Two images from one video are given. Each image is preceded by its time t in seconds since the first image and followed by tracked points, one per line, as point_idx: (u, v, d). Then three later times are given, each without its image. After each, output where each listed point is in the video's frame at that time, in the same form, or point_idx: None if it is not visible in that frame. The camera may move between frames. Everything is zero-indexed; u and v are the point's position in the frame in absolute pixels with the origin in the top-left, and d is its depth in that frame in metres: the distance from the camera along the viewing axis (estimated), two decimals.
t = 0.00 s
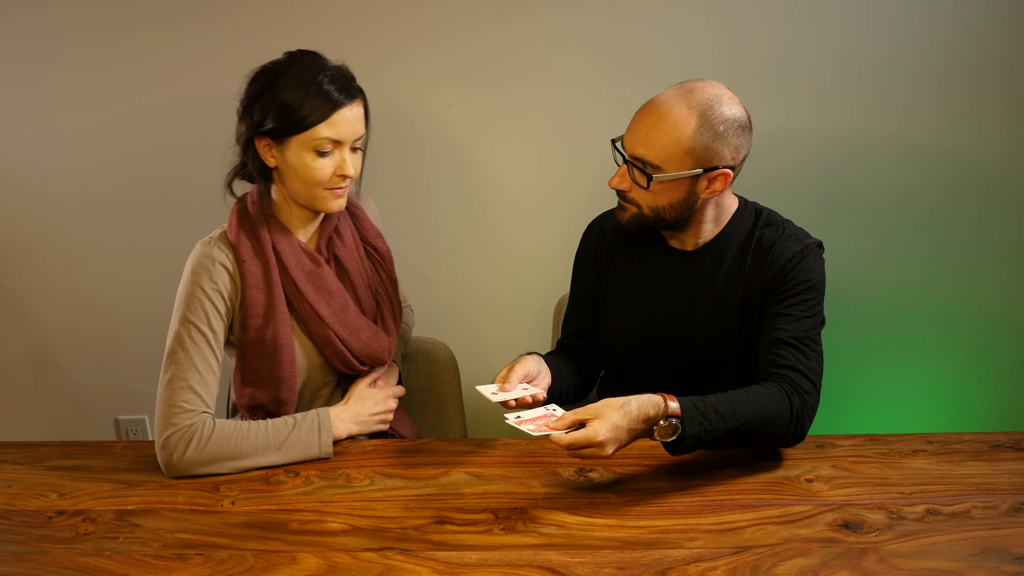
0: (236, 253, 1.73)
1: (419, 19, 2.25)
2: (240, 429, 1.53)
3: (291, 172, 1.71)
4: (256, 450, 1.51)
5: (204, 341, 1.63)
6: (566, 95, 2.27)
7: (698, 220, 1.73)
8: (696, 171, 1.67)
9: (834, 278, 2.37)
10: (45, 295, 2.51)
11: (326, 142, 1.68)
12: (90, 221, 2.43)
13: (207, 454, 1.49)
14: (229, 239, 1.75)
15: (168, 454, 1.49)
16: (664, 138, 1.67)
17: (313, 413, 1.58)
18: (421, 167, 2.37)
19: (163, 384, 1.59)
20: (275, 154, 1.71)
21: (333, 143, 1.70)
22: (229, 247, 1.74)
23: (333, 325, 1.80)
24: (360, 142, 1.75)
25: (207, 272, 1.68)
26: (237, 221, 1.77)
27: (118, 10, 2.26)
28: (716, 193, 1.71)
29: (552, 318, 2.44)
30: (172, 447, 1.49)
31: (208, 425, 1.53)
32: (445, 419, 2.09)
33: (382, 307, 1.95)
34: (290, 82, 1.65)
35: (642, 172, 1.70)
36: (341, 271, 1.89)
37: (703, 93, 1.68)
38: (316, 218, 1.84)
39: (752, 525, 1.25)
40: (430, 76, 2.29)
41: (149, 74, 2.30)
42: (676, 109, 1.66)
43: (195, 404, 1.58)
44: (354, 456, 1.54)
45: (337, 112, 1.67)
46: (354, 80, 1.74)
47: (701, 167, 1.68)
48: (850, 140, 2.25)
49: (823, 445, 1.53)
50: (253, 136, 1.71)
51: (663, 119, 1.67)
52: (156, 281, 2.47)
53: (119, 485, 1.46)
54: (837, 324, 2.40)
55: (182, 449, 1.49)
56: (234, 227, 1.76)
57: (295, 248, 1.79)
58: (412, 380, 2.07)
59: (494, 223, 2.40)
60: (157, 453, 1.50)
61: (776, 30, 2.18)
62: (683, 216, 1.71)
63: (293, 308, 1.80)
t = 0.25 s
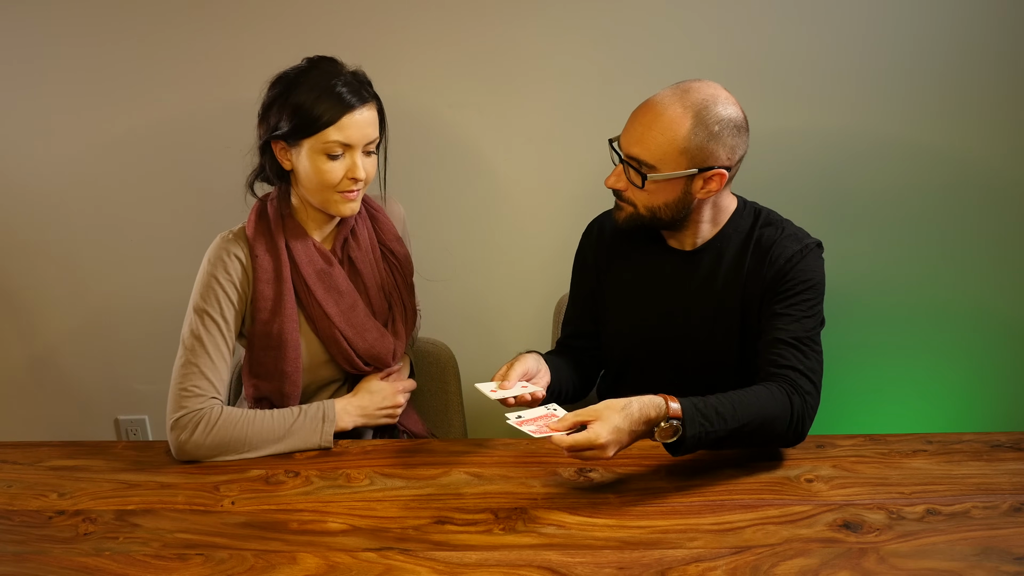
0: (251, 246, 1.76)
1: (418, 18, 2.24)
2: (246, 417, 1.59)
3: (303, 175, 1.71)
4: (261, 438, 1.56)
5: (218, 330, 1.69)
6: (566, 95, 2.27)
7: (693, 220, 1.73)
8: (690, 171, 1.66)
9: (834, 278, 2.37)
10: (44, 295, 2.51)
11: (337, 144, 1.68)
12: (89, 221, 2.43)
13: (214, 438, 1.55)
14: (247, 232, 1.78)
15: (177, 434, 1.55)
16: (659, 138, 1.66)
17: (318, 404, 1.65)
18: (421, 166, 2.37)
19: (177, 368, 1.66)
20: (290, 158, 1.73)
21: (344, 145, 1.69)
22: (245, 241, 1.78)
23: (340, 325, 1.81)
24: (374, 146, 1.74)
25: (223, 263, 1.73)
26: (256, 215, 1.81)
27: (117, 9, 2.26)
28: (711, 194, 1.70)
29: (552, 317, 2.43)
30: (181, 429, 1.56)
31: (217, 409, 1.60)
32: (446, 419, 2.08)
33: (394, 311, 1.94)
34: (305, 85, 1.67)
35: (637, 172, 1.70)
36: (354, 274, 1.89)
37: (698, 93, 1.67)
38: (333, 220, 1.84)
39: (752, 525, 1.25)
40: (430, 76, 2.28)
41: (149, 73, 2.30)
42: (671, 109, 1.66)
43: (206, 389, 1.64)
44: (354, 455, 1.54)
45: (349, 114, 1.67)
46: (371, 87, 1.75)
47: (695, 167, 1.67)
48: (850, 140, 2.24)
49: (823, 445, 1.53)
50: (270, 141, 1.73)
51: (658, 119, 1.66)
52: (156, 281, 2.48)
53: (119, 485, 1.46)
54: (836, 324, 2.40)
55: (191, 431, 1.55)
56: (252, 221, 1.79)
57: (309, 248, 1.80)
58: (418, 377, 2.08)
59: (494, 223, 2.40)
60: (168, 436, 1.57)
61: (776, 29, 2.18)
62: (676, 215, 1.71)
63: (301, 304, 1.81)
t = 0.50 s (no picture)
0: (256, 245, 1.77)
1: (418, 19, 2.24)
2: (246, 412, 1.60)
3: (305, 175, 1.71)
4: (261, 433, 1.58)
5: (220, 328, 1.69)
6: (566, 96, 2.27)
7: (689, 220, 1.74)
8: (686, 171, 1.66)
9: (834, 278, 2.37)
10: (45, 295, 2.51)
11: (337, 143, 1.68)
12: (89, 222, 2.43)
13: (214, 435, 1.56)
14: (252, 232, 1.79)
15: (177, 432, 1.56)
16: (654, 139, 1.66)
17: (317, 398, 1.66)
18: (421, 166, 2.37)
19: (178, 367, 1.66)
20: (293, 159, 1.74)
21: (344, 144, 1.69)
22: (250, 240, 1.78)
23: (343, 323, 1.81)
24: (375, 145, 1.74)
25: (229, 262, 1.74)
26: (261, 216, 1.82)
27: (117, 10, 2.26)
28: (706, 194, 1.70)
29: (552, 317, 2.43)
30: (181, 428, 1.56)
31: (216, 407, 1.60)
32: (444, 418, 2.08)
33: (398, 310, 1.93)
34: (305, 85, 1.67)
35: (633, 173, 1.71)
36: (358, 273, 1.89)
37: (694, 93, 1.67)
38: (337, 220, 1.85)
39: (752, 525, 1.25)
40: (430, 76, 2.29)
41: (149, 74, 2.30)
42: (666, 110, 1.66)
43: (207, 387, 1.65)
44: (354, 455, 1.54)
45: (349, 113, 1.67)
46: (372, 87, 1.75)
47: (691, 168, 1.67)
48: (850, 141, 2.25)
49: (823, 445, 1.53)
50: (272, 142, 1.74)
51: (653, 120, 1.66)
52: (156, 281, 2.48)
53: (119, 485, 1.46)
54: (837, 324, 2.40)
55: (190, 428, 1.56)
56: (257, 220, 1.80)
57: (313, 247, 1.81)
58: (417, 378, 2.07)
59: (494, 224, 2.40)
60: (167, 434, 1.57)
61: (776, 30, 2.18)
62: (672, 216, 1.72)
63: (305, 303, 1.81)
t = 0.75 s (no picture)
0: (255, 247, 1.77)
1: (418, 19, 2.24)
2: (234, 412, 1.61)
3: (302, 176, 1.71)
4: (248, 432, 1.60)
5: (211, 329, 1.69)
6: (566, 96, 2.27)
7: (688, 220, 1.73)
8: (684, 171, 1.66)
9: (834, 279, 2.37)
10: (45, 295, 2.51)
11: (333, 144, 1.68)
12: (89, 222, 2.43)
13: (198, 434, 1.57)
14: (252, 234, 1.79)
15: (162, 431, 1.57)
16: (652, 139, 1.66)
17: (301, 396, 1.68)
18: (421, 166, 2.37)
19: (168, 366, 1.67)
20: (292, 160, 1.74)
21: (341, 145, 1.69)
22: (249, 242, 1.78)
23: (341, 324, 1.81)
24: (372, 146, 1.74)
25: (227, 263, 1.74)
26: (260, 217, 1.82)
27: (117, 10, 2.26)
28: (705, 194, 1.70)
29: (552, 317, 2.43)
30: (167, 426, 1.58)
31: (202, 407, 1.61)
32: (444, 419, 2.08)
33: (397, 311, 1.94)
34: (303, 85, 1.67)
35: (631, 173, 1.70)
36: (357, 274, 1.89)
37: (693, 94, 1.67)
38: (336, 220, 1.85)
39: (752, 525, 1.25)
40: (430, 77, 2.28)
41: (149, 74, 2.30)
42: (665, 110, 1.66)
43: (193, 388, 1.65)
44: (354, 455, 1.54)
45: (346, 112, 1.68)
46: (371, 88, 1.75)
47: (689, 168, 1.67)
48: (850, 141, 2.25)
49: (823, 445, 1.53)
50: (270, 143, 1.75)
51: (652, 120, 1.66)
52: (156, 281, 2.48)
53: (119, 485, 1.46)
54: (837, 324, 2.40)
55: (175, 427, 1.57)
56: (256, 223, 1.80)
57: (312, 248, 1.81)
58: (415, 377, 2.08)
59: (493, 224, 2.40)
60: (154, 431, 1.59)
61: (776, 30, 2.18)
62: (671, 216, 1.72)
63: (304, 304, 1.81)
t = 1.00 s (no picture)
0: (250, 249, 1.77)
1: (418, 19, 2.24)
2: (233, 415, 1.61)
3: (302, 184, 1.71)
4: (249, 437, 1.59)
5: (210, 332, 1.69)
6: (566, 96, 2.27)
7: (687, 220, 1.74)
8: (684, 171, 1.66)
9: (834, 278, 2.37)
10: (45, 295, 2.51)
11: (334, 159, 1.68)
12: (89, 221, 2.43)
13: (201, 438, 1.57)
14: (247, 235, 1.79)
15: (162, 434, 1.56)
16: (653, 139, 1.66)
17: (304, 401, 1.68)
18: (421, 166, 2.37)
19: (168, 369, 1.66)
20: (292, 164, 1.74)
21: (341, 160, 1.68)
22: (245, 245, 1.78)
23: (336, 329, 1.81)
24: (373, 160, 1.73)
25: (222, 265, 1.73)
26: (256, 218, 1.81)
27: (117, 10, 2.26)
28: (705, 194, 1.70)
29: (551, 317, 2.43)
30: (167, 430, 1.56)
31: (203, 410, 1.61)
32: (444, 419, 2.08)
33: (393, 315, 1.94)
34: (308, 93, 1.67)
35: (631, 173, 1.70)
36: (353, 277, 1.89)
37: (693, 94, 1.67)
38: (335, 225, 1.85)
39: (752, 525, 1.25)
40: (430, 76, 2.28)
41: (149, 74, 2.30)
42: (664, 110, 1.66)
43: (193, 390, 1.64)
44: (354, 455, 1.54)
45: (352, 126, 1.66)
46: (377, 101, 1.75)
47: (689, 168, 1.67)
48: (850, 141, 2.25)
49: (823, 445, 1.53)
50: (271, 147, 1.75)
51: (652, 120, 1.66)
52: (156, 280, 2.48)
53: (119, 485, 1.46)
54: (837, 324, 2.40)
55: (176, 431, 1.56)
56: (253, 224, 1.79)
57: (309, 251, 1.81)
58: (413, 377, 2.08)
59: (493, 224, 2.40)
60: (154, 435, 1.57)
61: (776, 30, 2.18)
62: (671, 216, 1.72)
63: (298, 308, 1.81)
